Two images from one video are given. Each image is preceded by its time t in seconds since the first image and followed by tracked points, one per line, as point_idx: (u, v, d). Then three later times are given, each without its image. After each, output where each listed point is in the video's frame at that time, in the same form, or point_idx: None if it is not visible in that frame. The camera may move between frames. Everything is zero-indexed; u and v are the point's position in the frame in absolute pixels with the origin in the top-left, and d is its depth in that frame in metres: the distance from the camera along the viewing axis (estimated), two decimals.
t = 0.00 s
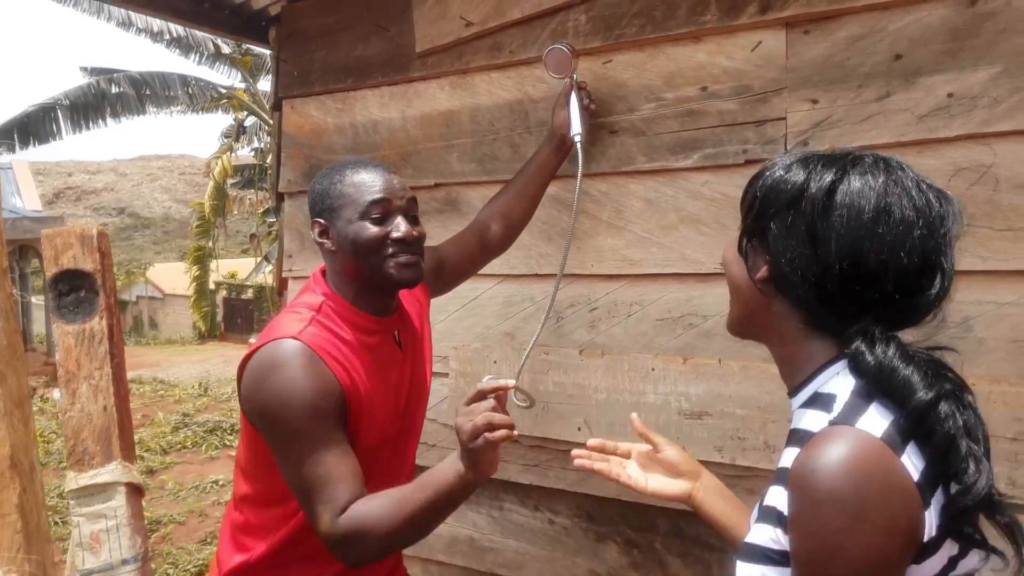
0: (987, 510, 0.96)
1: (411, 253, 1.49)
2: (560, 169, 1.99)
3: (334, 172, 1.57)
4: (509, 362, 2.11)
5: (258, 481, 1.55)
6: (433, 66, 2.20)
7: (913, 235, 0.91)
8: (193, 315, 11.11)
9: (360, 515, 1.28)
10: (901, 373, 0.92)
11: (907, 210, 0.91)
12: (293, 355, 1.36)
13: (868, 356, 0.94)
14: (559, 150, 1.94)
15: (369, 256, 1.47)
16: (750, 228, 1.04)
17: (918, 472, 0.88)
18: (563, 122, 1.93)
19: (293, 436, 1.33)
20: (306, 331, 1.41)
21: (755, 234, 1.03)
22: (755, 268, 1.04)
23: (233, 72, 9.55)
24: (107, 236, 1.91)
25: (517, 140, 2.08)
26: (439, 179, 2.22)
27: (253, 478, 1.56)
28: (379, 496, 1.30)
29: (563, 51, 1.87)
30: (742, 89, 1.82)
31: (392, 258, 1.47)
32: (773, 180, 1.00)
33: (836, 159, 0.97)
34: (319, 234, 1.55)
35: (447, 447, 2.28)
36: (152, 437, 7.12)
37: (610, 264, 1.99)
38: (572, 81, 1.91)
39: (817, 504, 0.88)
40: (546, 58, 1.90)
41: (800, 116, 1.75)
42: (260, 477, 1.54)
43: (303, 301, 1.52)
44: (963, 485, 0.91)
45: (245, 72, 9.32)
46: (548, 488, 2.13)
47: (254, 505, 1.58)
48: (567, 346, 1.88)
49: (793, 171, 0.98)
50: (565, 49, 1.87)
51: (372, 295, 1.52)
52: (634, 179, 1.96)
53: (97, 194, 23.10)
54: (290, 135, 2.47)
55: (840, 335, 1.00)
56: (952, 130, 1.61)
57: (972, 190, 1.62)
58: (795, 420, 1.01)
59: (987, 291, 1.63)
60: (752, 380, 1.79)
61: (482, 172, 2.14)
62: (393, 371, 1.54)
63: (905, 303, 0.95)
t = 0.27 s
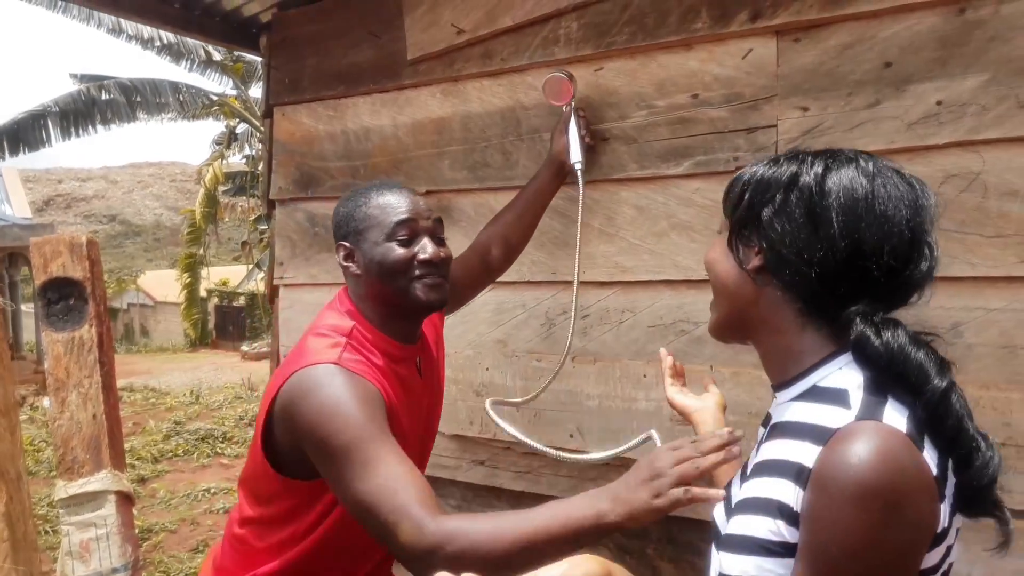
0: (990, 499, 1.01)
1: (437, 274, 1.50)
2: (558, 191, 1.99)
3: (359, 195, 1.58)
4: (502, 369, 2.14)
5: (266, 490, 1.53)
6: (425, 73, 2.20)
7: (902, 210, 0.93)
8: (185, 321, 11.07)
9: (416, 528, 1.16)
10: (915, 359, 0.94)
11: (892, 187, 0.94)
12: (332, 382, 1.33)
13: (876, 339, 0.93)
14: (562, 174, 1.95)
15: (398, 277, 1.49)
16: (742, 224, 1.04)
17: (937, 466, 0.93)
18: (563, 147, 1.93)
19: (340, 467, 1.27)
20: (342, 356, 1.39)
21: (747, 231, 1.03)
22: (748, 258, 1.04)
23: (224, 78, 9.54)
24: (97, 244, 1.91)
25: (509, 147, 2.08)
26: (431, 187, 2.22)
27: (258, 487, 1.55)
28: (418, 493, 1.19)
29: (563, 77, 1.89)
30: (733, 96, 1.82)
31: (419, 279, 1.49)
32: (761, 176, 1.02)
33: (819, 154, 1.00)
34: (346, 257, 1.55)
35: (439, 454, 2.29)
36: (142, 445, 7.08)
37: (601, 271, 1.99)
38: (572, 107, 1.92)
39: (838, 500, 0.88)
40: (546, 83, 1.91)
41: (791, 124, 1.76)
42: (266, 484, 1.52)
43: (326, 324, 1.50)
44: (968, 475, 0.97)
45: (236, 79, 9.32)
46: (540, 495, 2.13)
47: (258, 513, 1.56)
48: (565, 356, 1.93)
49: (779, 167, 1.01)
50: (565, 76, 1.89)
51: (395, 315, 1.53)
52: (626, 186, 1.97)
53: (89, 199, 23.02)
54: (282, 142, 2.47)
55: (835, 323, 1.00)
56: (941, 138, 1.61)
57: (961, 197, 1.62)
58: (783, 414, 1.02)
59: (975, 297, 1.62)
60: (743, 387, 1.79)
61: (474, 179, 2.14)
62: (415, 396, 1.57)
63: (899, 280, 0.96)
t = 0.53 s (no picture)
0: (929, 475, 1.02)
1: (452, 285, 1.49)
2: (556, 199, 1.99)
3: (371, 204, 1.56)
4: (496, 373, 2.15)
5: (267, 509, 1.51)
6: (418, 77, 2.20)
7: (846, 208, 0.92)
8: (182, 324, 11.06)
9: (442, 551, 1.25)
10: (835, 354, 0.95)
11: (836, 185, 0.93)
12: (343, 403, 1.33)
13: (805, 335, 0.96)
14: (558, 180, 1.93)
15: (413, 289, 1.47)
16: (700, 229, 1.08)
17: (874, 461, 0.94)
18: (561, 153, 1.92)
19: (353, 488, 1.30)
20: (352, 374, 1.38)
21: (705, 234, 1.07)
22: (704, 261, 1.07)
23: (220, 82, 9.54)
24: (91, 249, 1.91)
25: (502, 151, 2.09)
26: (425, 191, 2.22)
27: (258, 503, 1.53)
28: (433, 511, 1.28)
29: (559, 84, 1.91)
30: (725, 100, 1.82)
31: (434, 291, 1.48)
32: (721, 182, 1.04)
33: (771, 156, 1.00)
34: (358, 268, 1.53)
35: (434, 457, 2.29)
36: (138, 449, 7.07)
37: (595, 275, 2.00)
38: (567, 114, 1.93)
39: (782, 498, 0.90)
40: (544, 88, 1.92)
41: (783, 127, 1.76)
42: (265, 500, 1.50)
43: (332, 338, 1.49)
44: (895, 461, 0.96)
45: (231, 82, 9.33)
46: (535, 498, 2.13)
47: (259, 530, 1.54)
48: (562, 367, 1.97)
49: (734, 172, 1.02)
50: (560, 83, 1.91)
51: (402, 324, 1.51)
52: (619, 190, 1.97)
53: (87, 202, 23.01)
54: (275, 147, 2.47)
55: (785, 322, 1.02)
56: (934, 141, 1.61)
57: (954, 199, 1.62)
58: (750, 406, 1.05)
59: (968, 299, 1.63)
60: (736, 390, 1.80)
61: (467, 183, 2.15)
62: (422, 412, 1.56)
63: (842, 278, 0.95)
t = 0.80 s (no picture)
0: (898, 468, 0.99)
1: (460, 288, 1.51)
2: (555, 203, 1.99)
3: (373, 211, 1.58)
4: (493, 375, 2.15)
5: (279, 525, 1.50)
6: (415, 80, 2.20)
7: (835, 210, 0.95)
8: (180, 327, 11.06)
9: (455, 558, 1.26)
10: (853, 364, 0.97)
11: (819, 189, 0.95)
12: (350, 411, 1.33)
13: (822, 345, 0.98)
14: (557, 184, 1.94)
15: (422, 292, 1.48)
16: (685, 244, 1.06)
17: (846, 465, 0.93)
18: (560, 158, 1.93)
19: (361, 497, 1.31)
20: (359, 382, 1.38)
21: (693, 251, 1.05)
22: (700, 279, 1.06)
23: (217, 85, 9.55)
24: (89, 254, 1.91)
25: (499, 153, 2.09)
26: (422, 194, 2.22)
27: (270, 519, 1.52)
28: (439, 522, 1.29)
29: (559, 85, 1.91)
30: (723, 102, 1.83)
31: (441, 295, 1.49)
32: (697, 192, 1.02)
33: (743, 162, 1.00)
34: (364, 274, 1.54)
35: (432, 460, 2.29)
36: (137, 452, 7.07)
37: (593, 278, 2.00)
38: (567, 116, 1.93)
39: (748, 490, 0.92)
40: (546, 93, 1.92)
41: (781, 129, 1.76)
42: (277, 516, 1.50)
43: (339, 344, 1.48)
44: (886, 473, 0.96)
45: (228, 85, 9.33)
46: (533, 501, 2.13)
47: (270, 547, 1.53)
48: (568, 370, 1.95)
49: (706, 183, 1.01)
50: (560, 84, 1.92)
51: (408, 329, 1.52)
52: (617, 192, 1.97)
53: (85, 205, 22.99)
54: (273, 150, 2.47)
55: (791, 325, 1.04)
56: (931, 143, 1.62)
57: (951, 202, 1.62)
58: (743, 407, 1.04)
59: (966, 301, 1.63)
60: (734, 392, 1.80)
61: (465, 186, 2.15)
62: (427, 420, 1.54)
63: (841, 283, 0.99)
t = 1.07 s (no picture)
0: (904, 465, 1.05)
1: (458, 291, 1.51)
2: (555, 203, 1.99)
3: (366, 214, 1.56)
4: (493, 376, 2.15)
5: (282, 537, 1.50)
6: (414, 81, 2.21)
7: (840, 214, 0.97)
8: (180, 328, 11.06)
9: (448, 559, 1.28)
10: (872, 369, 1.00)
11: (823, 195, 0.97)
12: (348, 411, 1.33)
13: (842, 351, 1.01)
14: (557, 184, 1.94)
15: (416, 298, 1.47)
16: (690, 252, 1.04)
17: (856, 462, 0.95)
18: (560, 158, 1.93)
19: (359, 497, 1.31)
20: (356, 382, 1.38)
21: (702, 263, 1.03)
22: (706, 287, 1.06)
23: (216, 86, 9.55)
24: (88, 255, 1.91)
25: (498, 154, 2.09)
26: (422, 194, 2.22)
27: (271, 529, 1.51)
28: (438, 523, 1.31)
29: (559, 86, 1.91)
30: (722, 102, 1.83)
31: (438, 298, 1.49)
32: (700, 202, 1.01)
33: (741, 170, 1.00)
34: (361, 275, 1.53)
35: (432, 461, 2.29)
36: (137, 454, 7.07)
37: (592, 278, 2.00)
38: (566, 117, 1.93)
39: (761, 489, 0.92)
40: (546, 93, 1.92)
41: (780, 129, 1.76)
42: (280, 529, 1.49)
43: (338, 344, 1.48)
44: (897, 475, 1.03)
45: (227, 86, 9.34)
46: (533, 501, 2.13)
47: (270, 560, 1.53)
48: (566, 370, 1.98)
49: (706, 192, 1.00)
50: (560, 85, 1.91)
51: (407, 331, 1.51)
52: (616, 193, 1.97)
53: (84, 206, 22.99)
54: (272, 151, 2.47)
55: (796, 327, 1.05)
56: (930, 142, 1.62)
57: (950, 201, 1.62)
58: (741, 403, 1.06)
59: (965, 300, 1.63)
60: (734, 392, 1.80)
61: (464, 187, 2.15)
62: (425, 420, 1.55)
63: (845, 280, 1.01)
